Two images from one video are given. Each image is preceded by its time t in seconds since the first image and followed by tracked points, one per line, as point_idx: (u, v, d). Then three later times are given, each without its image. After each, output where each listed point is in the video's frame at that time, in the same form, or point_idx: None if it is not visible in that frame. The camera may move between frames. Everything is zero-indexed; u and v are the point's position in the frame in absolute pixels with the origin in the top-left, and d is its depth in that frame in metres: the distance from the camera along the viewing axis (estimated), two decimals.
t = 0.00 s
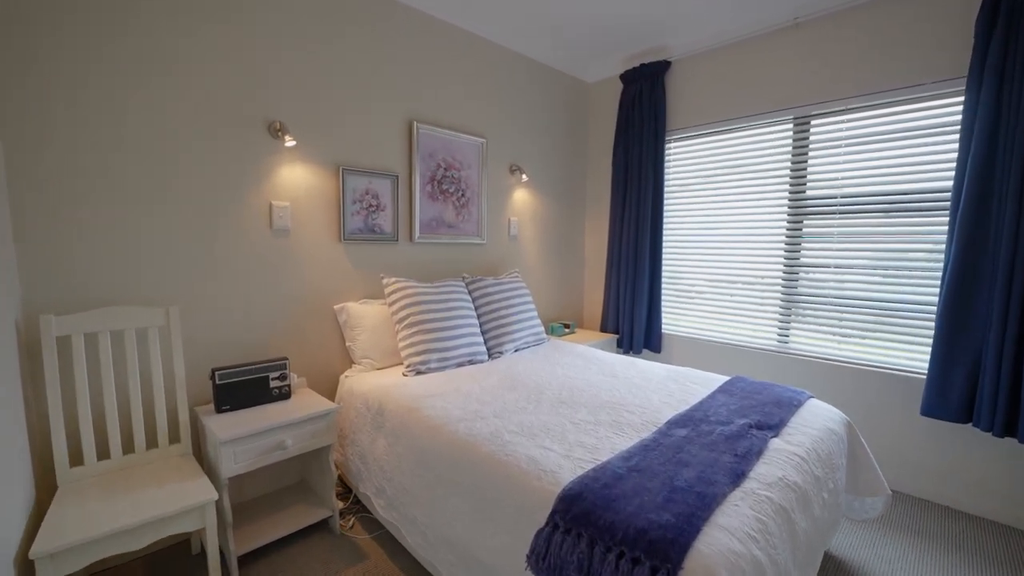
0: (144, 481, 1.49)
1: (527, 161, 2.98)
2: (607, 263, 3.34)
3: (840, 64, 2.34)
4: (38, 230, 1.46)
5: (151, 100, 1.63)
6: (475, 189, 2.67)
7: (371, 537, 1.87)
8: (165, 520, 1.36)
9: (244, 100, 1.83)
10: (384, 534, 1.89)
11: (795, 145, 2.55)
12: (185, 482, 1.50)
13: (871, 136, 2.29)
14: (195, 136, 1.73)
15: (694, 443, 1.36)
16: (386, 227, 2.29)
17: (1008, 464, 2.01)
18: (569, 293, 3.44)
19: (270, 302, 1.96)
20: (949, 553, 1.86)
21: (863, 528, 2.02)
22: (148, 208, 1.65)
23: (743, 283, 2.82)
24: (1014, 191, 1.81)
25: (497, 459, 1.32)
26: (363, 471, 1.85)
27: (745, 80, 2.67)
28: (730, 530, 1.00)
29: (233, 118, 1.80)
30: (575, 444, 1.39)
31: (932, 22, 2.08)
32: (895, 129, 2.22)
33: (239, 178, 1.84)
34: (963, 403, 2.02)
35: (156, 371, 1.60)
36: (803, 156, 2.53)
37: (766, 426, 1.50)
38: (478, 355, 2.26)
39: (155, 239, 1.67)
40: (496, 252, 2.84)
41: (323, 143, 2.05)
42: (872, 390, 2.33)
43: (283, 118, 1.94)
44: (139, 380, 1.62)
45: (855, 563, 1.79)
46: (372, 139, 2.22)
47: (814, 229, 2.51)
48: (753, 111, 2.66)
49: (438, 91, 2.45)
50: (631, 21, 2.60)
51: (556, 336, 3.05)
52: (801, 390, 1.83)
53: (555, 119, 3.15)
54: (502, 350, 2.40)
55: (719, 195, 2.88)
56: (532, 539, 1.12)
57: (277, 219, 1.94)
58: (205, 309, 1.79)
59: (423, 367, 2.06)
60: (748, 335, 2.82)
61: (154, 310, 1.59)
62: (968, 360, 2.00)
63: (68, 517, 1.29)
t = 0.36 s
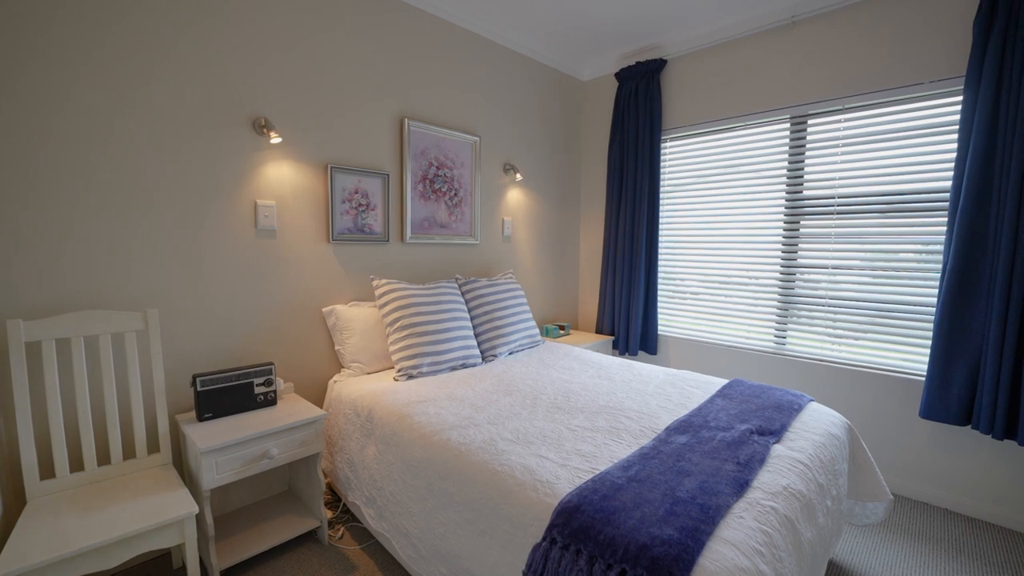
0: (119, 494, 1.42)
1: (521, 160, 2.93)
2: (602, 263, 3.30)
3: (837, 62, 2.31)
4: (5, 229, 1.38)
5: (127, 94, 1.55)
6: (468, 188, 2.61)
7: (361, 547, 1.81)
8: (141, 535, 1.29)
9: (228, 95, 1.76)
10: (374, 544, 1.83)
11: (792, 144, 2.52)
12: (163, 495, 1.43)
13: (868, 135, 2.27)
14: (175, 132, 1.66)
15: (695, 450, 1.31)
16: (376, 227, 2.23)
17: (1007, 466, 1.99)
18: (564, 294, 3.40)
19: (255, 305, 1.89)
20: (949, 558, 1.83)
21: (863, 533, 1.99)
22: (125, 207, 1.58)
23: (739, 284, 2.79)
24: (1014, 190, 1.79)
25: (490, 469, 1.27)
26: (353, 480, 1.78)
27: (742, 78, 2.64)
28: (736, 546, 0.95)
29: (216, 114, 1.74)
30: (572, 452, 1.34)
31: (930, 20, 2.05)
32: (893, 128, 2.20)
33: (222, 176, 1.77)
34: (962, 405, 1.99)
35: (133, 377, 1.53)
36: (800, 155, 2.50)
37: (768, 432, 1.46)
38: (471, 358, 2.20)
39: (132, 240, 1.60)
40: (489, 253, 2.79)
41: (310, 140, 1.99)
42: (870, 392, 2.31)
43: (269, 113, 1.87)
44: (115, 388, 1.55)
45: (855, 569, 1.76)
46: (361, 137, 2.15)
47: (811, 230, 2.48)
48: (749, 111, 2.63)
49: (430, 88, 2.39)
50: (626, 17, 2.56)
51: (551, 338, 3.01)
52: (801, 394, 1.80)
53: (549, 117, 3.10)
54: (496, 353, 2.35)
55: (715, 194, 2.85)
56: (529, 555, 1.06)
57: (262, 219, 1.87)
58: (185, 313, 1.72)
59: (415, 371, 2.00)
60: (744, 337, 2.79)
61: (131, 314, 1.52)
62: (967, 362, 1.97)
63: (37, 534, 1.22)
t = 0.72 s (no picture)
0: (93, 506, 1.35)
1: (512, 159, 2.89)
2: (594, 264, 3.27)
3: (829, 62, 2.31)
4: None
5: (103, 88, 1.49)
6: (458, 188, 2.57)
7: (349, 556, 1.76)
8: (117, 550, 1.23)
9: (209, 91, 1.70)
10: (362, 553, 1.78)
11: (784, 145, 2.52)
12: (140, 506, 1.36)
13: (860, 136, 2.27)
14: (153, 127, 1.59)
15: (691, 455, 1.29)
16: (364, 227, 2.18)
17: (998, 464, 2.00)
18: (555, 295, 3.36)
19: (238, 307, 1.83)
20: (942, 558, 1.83)
21: (857, 534, 1.98)
22: (100, 206, 1.51)
23: (732, 284, 2.77)
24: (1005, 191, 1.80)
25: (482, 477, 1.23)
26: (340, 487, 1.73)
27: (734, 78, 2.63)
28: (735, 556, 0.92)
29: (196, 109, 1.67)
30: (566, 458, 1.31)
31: (921, 21, 2.06)
32: (885, 128, 2.20)
33: (203, 174, 1.71)
34: (953, 405, 2.00)
35: (109, 384, 1.47)
36: (791, 156, 2.50)
37: (764, 436, 1.44)
38: (462, 361, 2.16)
39: (107, 239, 1.53)
40: (480, 253, 2.75)
41: (296, 137, 1.93)
42: (862, 393, 2.31)
43: (253, 109, 1.81)
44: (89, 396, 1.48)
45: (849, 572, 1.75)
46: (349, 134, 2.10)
47: (803, 230, 2.48)
48: (741, 110, 2.62)
49: (419, 84, 2.34)
50: (618, 15, 2.53)
51: (543, 339, 2.97)
52: (795, 395, 1.79)
53: (540, 116, 3.07)
54: (487, 355, 2.31)
55: (707, 195, 2.83)
56: (522, 567, 1.03)
57: (246, 219, 1.81)
58: (165, 316, 1.66)
59: (404, 375, 1.95)
60: (736, 337, 2.78)
61: (106, 317, 1.46)
62: (958, 362, 1.98)
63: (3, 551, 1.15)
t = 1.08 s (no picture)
0: (68, 518, 1.30)
1: (501, 159, 2.86)
2: (584, 265, 3.26)
3: (817, 63, 2.32)
4: None
5: (78, 83, 1.44)
6: (447, 187, 2.54)
7: (336, 563, 1.72)
8: (92, 563, 1.18)
9: (191, 86, 1.65)
10: (350, 560, 1.74)
11: (773, 146, 2.52)
12: (116, 517, 1.31)
13: (848, 137, 2.28)
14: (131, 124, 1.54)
15: (683, 458, 1.27)
16: (351, 227, 2.13)
17: (983, 461, 2.02)
18: (546, 296, 3.34)
19: (221, 310, 1.78)
20: (930, 557, 1.84)
21: (846, 534, 1.99)
22: (75, 205, 1.46)
23: (722, 285, 2.78)
24: (990, 192, 1.82)
25: (471, 483, 1.20)
26: (326, 494, 1.69)
27: (724, 78, 2.63)
28: (729, 562, 0.90)
29: (177, 105, 1.62)
30: (557, 462, 1.29)
31: (907, 23, 2.08)
32: (872, 129, 2.21)
33: (184, 173, 1.66)
34: (940, 403, 2.01)
35: (84, 390, 1.41)
36: (781, 156, 2.51)
37: (755, 437, 1.43)
38: (452, 363, 2.13)
39: (83, 240, 1.48)
40: (470, 253, 2.72)
41: (280, 135, 1.89)
42: (850, 393, 2.32)
43: (236, 106, 1.77)
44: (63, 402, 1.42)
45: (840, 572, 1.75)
46: (335, 132, 2.06)
47: (792, 231, 2.49)
48: (731, 111, 2.62)
49: (407, 82, 2.31)
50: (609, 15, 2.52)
51: (533, 340, 2.95)
52: (786, 396, 1.78)
53: (530, 115, 3.04)
54: (477, 357, 2.28)
55: (697, 195, 2.83)
56: None
57: (229, 218, 1.76)
58: (144, 319, 1.61)
59: (392, 378, 1.92)
60: (726, 338, 2.78)
61: (80, 320, 1.40)
62: (945, 362, 1.99)
63: None
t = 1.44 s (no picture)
0: (41, 529, 1.25)
1: (490, 159, 2.84)
2: (574, 266, 3.25)
3: (803, 65, 2.34)
4: None
5: (51, 78, 1.39)
6: (436, 188, 2.51)
7: (322, 571, 1.68)
8: None
9: (171, 83, 1.61)
10: (336, 567, 1.71)
11: (760, 147, 2.54)
12: (92, 527, 1.27)
13: (834, 139, 2.30)
14: (107, 120, 1.49)
15: (673, 461, 1.27)
16: (337, 228, 2.10)
17: (965, 458, 2.06)
18: (535, 297, 3.33)
19: (202, 312, 1.74)
20: (915, 554, 1.86)
21: (834, 533, 2.00)
22: (48, 205, 1.41)
23: (710, 285, 2.79)
24: (972, 194, 1.84)
25: (460, 488, 1.18)
26: (312, 500, 1.66)
27: (712, 79, 2.64)
28: (719, 567, 0.89)
29: (156, 102, 1.58)
30: (546, 466, 1.27)
31: (891, 27, 2.10)
32: (858, 131, 2.23)
33: (164, 172, 1.62)
34: (925, 402, 2.03)
35: (58, 396, 1.36)
36: (768, 158, 2.52)
37: (744, 439, 1.43)
38: (440, 365, 2.11)
39: (58, 240, 1.43)
40: (458, 254, 2.69)
41: (264, 134, 1.85)
42: (837, 392, 2.34)
43: (219, 104, 1.73)
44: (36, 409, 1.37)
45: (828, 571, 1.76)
46: (320, 132, 2.02)
47: (779, 232, 2.51)
48: (719, 112, 2.63)
49: (395, 81, 2.28)
50: (598, 15, 2.52)
51: (522, 342, 2.94)
52: (774, 397, 1.79)
53: (519, 115, 3.03)
54: (465, 359, 2.26)
55: (685, 196, 2.84)
56: None
57: (210, 219, 1.72)
58: (122, 322, 1.56)
59: (379, 381, 1.89)
60: (714, 338, 2.79)
61: (54, 324, 1.36)
62: (929, 361, 2.02)
63: None
